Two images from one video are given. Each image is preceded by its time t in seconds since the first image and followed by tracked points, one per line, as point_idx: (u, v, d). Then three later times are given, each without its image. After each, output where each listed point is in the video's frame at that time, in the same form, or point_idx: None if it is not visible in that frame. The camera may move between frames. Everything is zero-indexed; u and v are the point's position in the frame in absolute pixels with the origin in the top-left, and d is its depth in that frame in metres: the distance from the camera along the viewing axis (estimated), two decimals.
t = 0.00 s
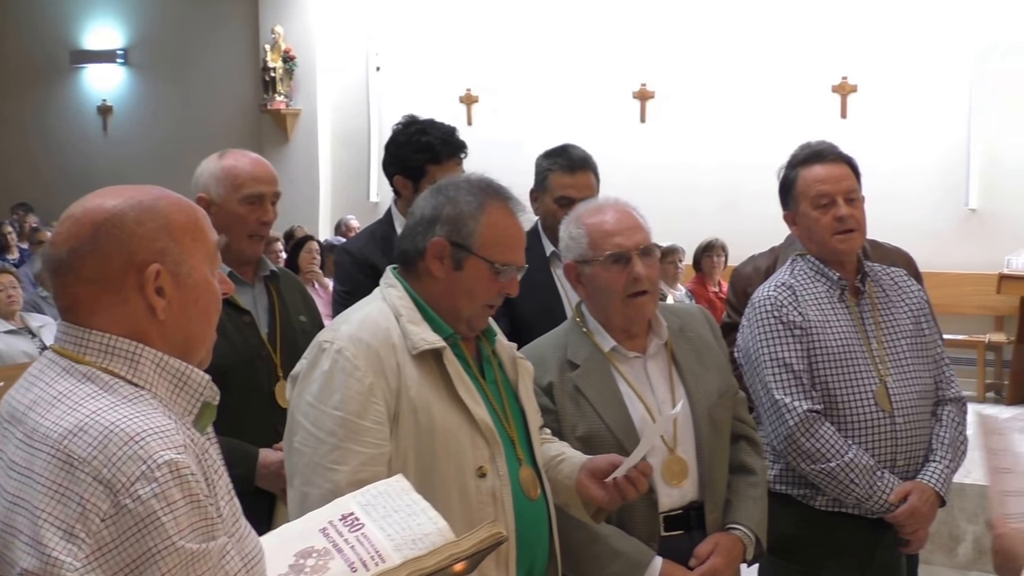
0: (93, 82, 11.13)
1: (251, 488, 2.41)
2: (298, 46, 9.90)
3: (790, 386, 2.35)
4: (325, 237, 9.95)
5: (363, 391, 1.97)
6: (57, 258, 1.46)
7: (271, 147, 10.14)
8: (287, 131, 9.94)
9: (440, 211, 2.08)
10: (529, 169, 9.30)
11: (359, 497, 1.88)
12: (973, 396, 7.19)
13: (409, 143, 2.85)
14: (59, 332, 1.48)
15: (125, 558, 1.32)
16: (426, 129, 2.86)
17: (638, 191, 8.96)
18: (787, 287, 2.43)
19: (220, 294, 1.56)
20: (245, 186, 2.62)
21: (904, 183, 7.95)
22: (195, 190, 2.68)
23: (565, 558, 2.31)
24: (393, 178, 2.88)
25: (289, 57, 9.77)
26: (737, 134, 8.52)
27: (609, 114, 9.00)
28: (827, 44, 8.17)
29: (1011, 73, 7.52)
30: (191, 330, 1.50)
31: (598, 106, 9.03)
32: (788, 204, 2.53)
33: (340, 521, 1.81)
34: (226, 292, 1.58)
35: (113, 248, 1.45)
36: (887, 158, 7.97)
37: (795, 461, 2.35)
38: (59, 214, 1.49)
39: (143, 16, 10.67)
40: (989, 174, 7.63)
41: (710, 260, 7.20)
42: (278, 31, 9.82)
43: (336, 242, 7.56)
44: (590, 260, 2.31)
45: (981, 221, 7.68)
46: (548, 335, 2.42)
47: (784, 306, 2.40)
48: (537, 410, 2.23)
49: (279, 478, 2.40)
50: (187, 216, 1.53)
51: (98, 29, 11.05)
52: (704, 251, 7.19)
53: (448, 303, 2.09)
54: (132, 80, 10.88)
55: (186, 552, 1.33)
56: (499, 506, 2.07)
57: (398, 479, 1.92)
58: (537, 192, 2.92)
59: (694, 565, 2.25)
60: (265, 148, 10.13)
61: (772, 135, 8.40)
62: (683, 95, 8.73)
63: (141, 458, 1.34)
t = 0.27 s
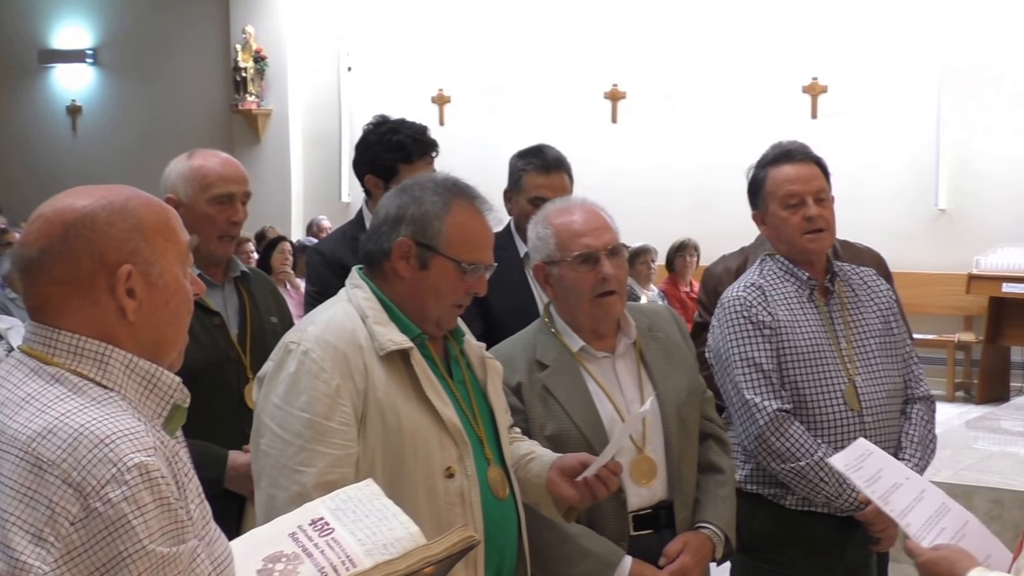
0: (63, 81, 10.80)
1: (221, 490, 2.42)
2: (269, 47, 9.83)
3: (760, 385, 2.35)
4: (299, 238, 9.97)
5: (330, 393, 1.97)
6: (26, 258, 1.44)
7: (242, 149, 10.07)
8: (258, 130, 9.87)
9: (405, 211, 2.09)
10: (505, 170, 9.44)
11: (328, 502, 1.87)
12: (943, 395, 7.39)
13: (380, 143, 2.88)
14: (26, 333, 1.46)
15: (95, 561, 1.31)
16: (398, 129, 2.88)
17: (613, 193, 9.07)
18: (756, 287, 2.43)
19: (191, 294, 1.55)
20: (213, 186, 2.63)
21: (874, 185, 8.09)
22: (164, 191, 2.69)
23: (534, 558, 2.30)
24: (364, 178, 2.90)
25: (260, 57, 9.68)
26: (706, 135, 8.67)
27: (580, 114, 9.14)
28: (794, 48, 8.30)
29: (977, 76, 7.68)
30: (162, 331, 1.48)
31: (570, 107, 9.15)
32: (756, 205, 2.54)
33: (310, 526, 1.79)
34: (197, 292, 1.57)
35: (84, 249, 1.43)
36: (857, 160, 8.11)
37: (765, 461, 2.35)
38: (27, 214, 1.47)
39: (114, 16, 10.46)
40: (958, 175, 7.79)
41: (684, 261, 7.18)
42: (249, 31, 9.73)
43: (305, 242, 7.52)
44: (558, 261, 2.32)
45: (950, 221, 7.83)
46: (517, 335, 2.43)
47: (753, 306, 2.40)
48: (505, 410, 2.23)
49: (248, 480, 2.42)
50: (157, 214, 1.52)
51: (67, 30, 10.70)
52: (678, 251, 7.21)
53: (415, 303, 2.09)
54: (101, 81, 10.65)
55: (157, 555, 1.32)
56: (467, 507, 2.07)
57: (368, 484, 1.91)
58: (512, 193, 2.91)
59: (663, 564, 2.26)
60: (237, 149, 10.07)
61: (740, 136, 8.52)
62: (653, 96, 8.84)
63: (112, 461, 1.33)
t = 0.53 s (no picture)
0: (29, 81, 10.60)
1: (191, 492, 2.41)
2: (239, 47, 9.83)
3: (728, 384, 2.35)
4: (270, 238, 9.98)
5: (296, 393, 1.96)
6: None
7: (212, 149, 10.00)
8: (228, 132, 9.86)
9: (370, 210, 2.09)
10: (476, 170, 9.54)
11: (296, 501, 1.86)
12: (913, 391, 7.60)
13: (353, 143, 2.88)
14: None
15: (64, 565, 1.29)
16: (370, 129, 2.89)
17: (586, 192, 9.21)
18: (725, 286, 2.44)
19: (161, 298, 1.55)
20: (182, 185, 2.67)
21: (842, 183, 8.34)
22: (133, 191, 2.73)
23: (503, 556, 2.30)
24: (337, 178, 2.89)
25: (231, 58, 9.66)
26: (676, 135, 8.83)
27: (551, 115, 9.27)
28: (760, 50, 8.49)
29: (940, 79, 7.95)
30: (130, 334, 1.48)
31: (541, 108, 9.30)
32: (726, 204, 2.55)
33: (278, 525, 1.78)
34: (168, 296, 1.57)
35: (54, 249, 1.43)
36: (827, 160, 8.34)
37: (734, 459, 2.35)
38: None
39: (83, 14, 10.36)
40: (927, 175, 8.04)
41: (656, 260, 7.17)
42: (219, 30, 9.72)
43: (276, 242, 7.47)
44: (527, 261, 2.32)
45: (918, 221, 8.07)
46: (485, 335, 2.43)
47: (722, 305, 2.41)
48: (472, 408, 2.23)
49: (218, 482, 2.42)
50: (129, 217, 1.51)
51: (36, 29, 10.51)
52: (650, 251, 7.17)
53: (381, 302, 2.09)
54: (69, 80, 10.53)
55: (127, 559, 1.31)
56: (435, 507, 2.07)
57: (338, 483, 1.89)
58: (484, 193, 2.92)
59: (634, 562, 2.26)
60: (206, 149, 10.02)
61: (708, 136, 8.72)
62: (622, 96, 9.01)
63: (82, 464, 1.31)
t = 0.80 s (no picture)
0: None
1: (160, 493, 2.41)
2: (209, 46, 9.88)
3: (696, 382, 2.35)
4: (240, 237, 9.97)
5: (263, 393, 1.96)
6: None
7: (181, 148, 10.05)
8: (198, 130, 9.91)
9: (336, 209, 2.10)
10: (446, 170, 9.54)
11: (262, 500, 1.83)
12: (881, 391, 7.78)
13: (327, 143, 2.88)
14: None
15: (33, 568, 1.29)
16: (344, 129, 2.90)
17: (557, 192, 9.21)
18: (694, 285, 2.44)
19: (129, 299, 1.54)
20: (151, 183, 2.67)
21: (812, 183, 8.43)
22: (101, 190, 2.73)
23: (471, 555, 2.30)
24: (311, 177, 2.89)
25: (202, 57, 9.72)
26: (645, 134, 8.88)
27: (521, 114, 9.28)
28: (726, 51, 8.59)
29: (904, 81, 8.14)
30: (97, 335, 1.47)
31: (510, 108, 9.31)
32: (695, 202, 2.56)
33: (246, 526, 1.75)
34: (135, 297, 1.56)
35: (19, 249, 1.41)
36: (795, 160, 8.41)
37: (702, 458, 2.35)
38: None
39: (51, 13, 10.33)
40: (894, 176, 8.18)
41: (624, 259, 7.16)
42: (190, 30, 9.75)
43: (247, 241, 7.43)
44: (496, 261, 2.32)
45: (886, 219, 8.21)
46: (453, 334, 2.43)
47: (691, 303, 2.41)
48: (439, 407, 2.23)
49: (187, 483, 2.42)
50: (95, 217, 1.50)
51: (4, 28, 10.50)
52: (617, 250, 7.21)
53: (348, 301, 2.10)
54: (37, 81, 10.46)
55: (96, 562, 1.31)
56: (402, 507, 2.07)
57: (304, 482, 1.87)
58: (453, 192, 2.93)
59: (603, 560, 2.27)
60: (175, 148, 10.04)
61: (677, 135, 8.79)
62: (592, 95, 9.05)
63: (49, 466, 1.31)
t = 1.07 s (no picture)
0: None
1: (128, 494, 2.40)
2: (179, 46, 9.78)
3: (666, 380, 2.36)
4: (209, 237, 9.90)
5: (230, 393, 1.96)
6: None
7: (150, 148, 9.94)
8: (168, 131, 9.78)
9: (302, 209, 2.11)
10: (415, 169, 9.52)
11: (226, 498, 1.82)
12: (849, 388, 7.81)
13: (297, 144, 2.88)
14: None
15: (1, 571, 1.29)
16: (311, 129, 2.89)
17: (526, 191, 9.23)
18: (663, 284, 2.45)
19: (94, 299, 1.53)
20: (116, 176, 2.69)
21: (778, 180, 8.50)
22: (68, 189, 2.74)
23: (440, 554, 2.30)
24: (280, 177, 2.89)
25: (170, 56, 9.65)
26: (614, 134, 8.91)
27: (491, 113, 9.29)
28: (694, 51, 8.65)
29: (869, 82, 8.19)
30: (62, 336, 1.46)
31: (481, 108, 9.31)
32: (664, 201, 2.57)
33: (209, 525, 1.74)
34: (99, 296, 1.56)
35: None
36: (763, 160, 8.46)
37: (672, 456, 2.36)
38: None
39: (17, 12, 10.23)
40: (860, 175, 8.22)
41: (594, 259, 7.16)
42: (158, 30, 9.68)
43: (218, 241, 7.39)
44: (466, 260, 2.32)
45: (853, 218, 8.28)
46: (422, 334, 2.43)
47: (660, 302, 2.42)
48: (407, 406, 2.24)
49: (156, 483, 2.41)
50: (60, 216, 1.50)
51: None
52: (587, 249, 7.16)
53: (316, 300, 2.10)
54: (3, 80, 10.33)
55: (64, 564, 1.31)
56: (369, 506, 2.08)
57: (265, 476, 1.86)
58: (422, 188, 2.94)
59: (572, 559, 2.27)
60: (144, 149, 9.95)
61: (646, 134, 8.83)
62: (562, 95, 9.07)
63: (17, 469, 1.31)
